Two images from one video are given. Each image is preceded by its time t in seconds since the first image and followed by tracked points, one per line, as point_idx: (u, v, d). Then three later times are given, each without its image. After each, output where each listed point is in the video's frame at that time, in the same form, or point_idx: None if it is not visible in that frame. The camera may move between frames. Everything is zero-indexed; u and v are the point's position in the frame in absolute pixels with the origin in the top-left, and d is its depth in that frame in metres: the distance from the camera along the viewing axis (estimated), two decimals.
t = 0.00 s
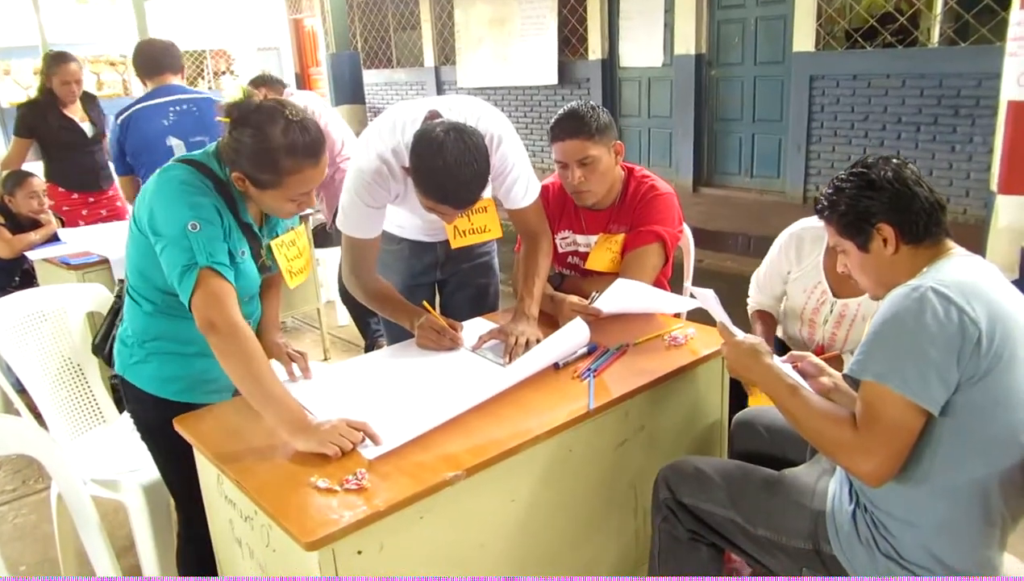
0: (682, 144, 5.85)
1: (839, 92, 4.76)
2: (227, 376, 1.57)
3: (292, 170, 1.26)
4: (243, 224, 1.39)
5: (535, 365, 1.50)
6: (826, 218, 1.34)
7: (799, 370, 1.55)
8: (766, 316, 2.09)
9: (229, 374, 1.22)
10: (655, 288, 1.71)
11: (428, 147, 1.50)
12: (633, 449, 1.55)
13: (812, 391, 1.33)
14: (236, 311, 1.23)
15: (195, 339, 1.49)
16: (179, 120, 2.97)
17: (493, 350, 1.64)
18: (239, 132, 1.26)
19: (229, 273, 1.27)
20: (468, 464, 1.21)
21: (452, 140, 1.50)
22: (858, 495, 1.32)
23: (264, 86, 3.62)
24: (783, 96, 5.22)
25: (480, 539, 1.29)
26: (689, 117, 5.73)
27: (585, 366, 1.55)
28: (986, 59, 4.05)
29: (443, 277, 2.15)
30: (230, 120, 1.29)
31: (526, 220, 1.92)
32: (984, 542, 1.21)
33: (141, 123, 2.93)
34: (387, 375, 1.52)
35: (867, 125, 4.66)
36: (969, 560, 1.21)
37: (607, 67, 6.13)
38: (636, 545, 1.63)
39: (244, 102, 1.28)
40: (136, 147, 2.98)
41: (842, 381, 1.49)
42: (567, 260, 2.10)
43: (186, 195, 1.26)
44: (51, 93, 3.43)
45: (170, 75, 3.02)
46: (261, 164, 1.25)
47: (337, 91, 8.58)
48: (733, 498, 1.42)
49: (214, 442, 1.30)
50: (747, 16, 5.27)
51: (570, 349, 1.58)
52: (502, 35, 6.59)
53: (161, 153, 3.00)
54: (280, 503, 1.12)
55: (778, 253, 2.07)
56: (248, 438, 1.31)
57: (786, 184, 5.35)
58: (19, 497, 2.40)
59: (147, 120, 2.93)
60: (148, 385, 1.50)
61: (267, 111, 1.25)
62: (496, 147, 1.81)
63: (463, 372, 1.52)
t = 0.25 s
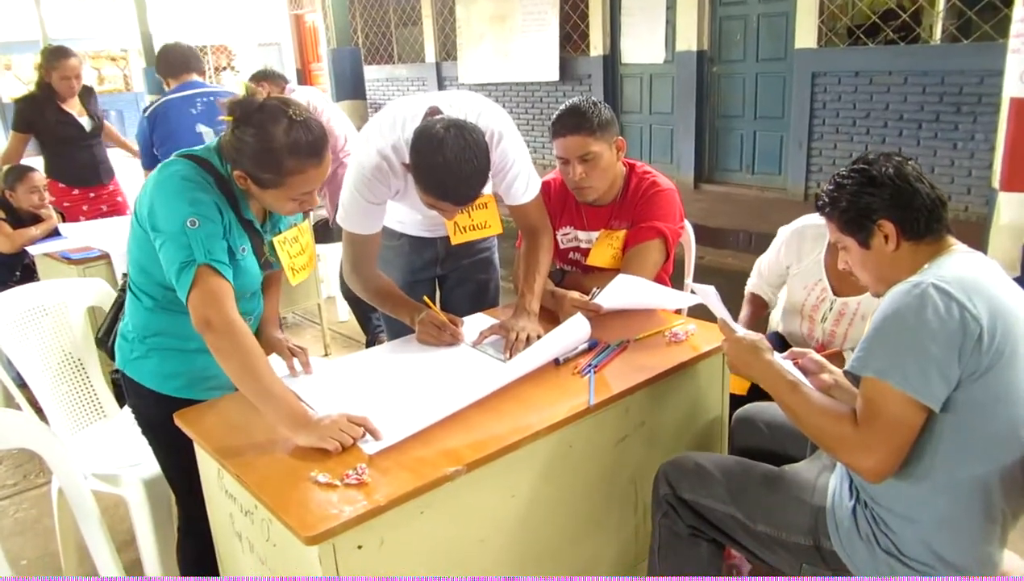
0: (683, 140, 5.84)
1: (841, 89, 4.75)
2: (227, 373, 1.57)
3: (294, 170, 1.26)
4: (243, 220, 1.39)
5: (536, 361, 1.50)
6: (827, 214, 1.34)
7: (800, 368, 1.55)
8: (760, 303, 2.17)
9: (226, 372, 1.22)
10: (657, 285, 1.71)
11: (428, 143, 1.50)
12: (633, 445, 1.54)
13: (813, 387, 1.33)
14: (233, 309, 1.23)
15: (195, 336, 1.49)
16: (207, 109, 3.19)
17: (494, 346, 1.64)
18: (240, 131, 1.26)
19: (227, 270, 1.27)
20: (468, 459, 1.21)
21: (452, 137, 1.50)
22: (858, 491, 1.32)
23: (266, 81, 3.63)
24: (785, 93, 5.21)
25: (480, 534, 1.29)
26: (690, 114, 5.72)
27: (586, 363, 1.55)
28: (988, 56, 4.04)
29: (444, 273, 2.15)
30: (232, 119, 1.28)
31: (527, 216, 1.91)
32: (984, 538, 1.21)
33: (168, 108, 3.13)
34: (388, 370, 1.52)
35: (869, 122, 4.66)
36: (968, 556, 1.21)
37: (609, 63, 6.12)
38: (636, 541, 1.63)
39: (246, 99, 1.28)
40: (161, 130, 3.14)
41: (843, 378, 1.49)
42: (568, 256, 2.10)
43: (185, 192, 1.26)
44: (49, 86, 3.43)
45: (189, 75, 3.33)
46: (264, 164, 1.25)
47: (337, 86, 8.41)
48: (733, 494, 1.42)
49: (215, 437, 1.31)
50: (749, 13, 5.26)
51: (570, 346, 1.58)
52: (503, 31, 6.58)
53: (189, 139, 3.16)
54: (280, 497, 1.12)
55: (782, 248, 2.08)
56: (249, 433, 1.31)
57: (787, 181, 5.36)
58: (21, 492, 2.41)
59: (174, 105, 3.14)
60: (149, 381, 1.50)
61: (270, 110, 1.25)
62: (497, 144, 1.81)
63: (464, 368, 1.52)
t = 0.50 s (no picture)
0: (683, 135, 5.84)
1: (841, 84, 4.74)
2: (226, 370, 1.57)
3: (290, 165, 1.26)
4: (240, 216, 1.39)
5: (536, 355, 1.50)
6: (827, 208, 1.34)
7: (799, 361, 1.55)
8: (759, 295, 2.15)
9: (224, 369, 1.22)
10: (656, 280, 1.71)
11: (426, 138, 1.50)
12: (633, 439, 1.55)
13: (812, 381, 1.33)
14: (230, 306, 1.23)
15: (194, 333, 1.49)
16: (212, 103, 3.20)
17: (494, 341, 1.64)
18: (236, 126, 1.25)
19: (224, 266, 1.27)
20: (468, 453, 1.21)
21: (450, 131, 1.50)
22: (857, 484, 1.32)
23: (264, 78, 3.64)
24: (785, 88, 5.21)
25: (480, 528, 1.29)
26: (690, 109, 5.72)
27: (585, 357, 1.55)
28: (987, 50, 4.03)
29: (443, 269, 2.15)
30: (228, 114, 1.28)
31: (526, 211, 1.91)
32: (983, 531, 1.21)
33: (175, 103, 3.13)
34: (388, 365, 1.52)
35: (869, 116, 4.65)
36: (967, 548, 1.22)
37: (609, 58, 6.11)
38: (636, 536, 1.63)
39: (242, 94, 1.27)
40: (168, 126, 3.13)
41: (843, 371, 1.48)
42: (568, 250, 2.09)
43: (182, 189, 1.25)
44: (48, 84, 3.45)
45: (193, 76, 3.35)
46: (259, 160, 1.25)
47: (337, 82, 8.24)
48: (733, 487, 1.42)
49: (215, 432, 1.31)
50: (749, 8, 5.25)
51: (569, 341, 1.58)
52: (503, 27, 6.57)
53: (196, 131, 3.16)
54: (280, 492, 1.12)
55: (782, 240, 2.08)
56: (249, 428, 1.31)
57: (787, 176, 5.36)
58: (21, 488, 2.41)
59: (181, 101, 3.14)
60: (148, 377, 1.51)
61: (265, 105, 1.24)
62: (495, 138, 1.81)
63: (463, 363, 1.52)
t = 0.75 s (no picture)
0: (682, 131, 5.83)
1: (840, 80, 4.74)
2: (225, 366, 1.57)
3: (286, 161, 1.26)
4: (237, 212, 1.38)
5: (535, 351, 1.50)
6: (825, 205, 1.34)
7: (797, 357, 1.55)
8: (758, 289, 2.15)
9: (223, 365, 1.22)
10: (654, 276, 1.71)
11: (426, 141, 1.49)
12: (632, 435, 1.55)
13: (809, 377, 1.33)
14: (228, 302, 1.23)
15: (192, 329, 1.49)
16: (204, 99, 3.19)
17: (492, 337, 1.65)
18: (233, 122, 1.25)
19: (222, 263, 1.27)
20: (467, 450, 1.21)
21: (450, 136, 1.50)
22: (855, 480, 1.33)
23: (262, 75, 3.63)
24: (784, 84, 5.20)
25: (479, 524, 1.30)
26: (689, 105, 5.71)
27: (584, 354, 1.55)
28: (986, 46, 4.03)
29: (441, 265, 2.15)
30: (224, 110, 1.28)
31: (524, 207, 1.91)
32: (981, 526, 1.21)
33: (165, 102, 3.12)
34: (386, 361, 1.52)
35: (868, 113, 4.65)
36: (964, 544, 1.22)
37: (607, 54, 6.10)
38: (634, 531, 1.64)
39: (238, 91, 1.27)
40: (161, 125, 3.13)
41: (841, 367, 1.49)
42: (566, 247, 2.09)
43: (179, 186, 1.25)
44: (56, 80, 3.44)
45: (187, 75, 3.42)
46: (255, 156, 1.24)
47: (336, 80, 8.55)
48: (731, 483, 1.42)
49: (214, 428, 1.31)
50: (747, 4, 5.24)
51: (567, 337, 1.58)
52: (501, 23, 6.56)
53: (189, 129, 3.15)
54: (279, 488, 1.12)
55: (781, 236, 2.08)
56: (248, 424, 1.31)
57: (786, 172, 5.36)
58: (20, 485, 2.41)
59: (171, 99, 3.13)
60: (146, 374, 1.51)
61: (261, 102, 1.24)
62: (493, 136, 1.81)
63: (461, 359, 1.52)
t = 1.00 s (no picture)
0: (681, 129, 5.83)
1: (838, 78, 4.74)
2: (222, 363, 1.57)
3: (283, 159, 1.26)
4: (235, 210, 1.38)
5: (534, 348, 1.50)
6: (822, 203, 1.34)
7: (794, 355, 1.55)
8: (757, 288, 2.15)
9: (221, 363, 1.22)
10: (652, 273, 1.71)
11: (426, 151, 1.49)
12: (631, 432, 1.55)
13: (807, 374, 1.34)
14: (227, 299, 1.23)
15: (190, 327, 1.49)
16: (198, 96, 3.20)
17: (491, 335, 1.65)
18: (230, 120, 1.25)
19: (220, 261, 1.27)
20: (466, 447, 1.21)
21: (450, 147, 1.50)
22: (853, 477, 1.33)
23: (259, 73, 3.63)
24: (782, 82, 5.20)
25: (478, 521, 1.30)
26: (687, 103, 5.71)
27: (582, 351, 1.56)
28: (984, 43, 4.03)
29: (440, 263, 2.15)
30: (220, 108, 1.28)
31: (522, 205, 1.91)
32: (979, 522, 1.22)
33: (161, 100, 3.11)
34: (385, 359, 1.52)
35: (866, 110, 4.65)
36: (962, 540, 1.22)
37: (605, 52, 6.09)
38: (633, 529, 1.64)
39: (235, 89, 1.27)
40: (157, 123, 3.11)
41: (839, 365, 1.49)
42: (564, 245, 2.09)
43: (176, 184, 1.25)
44: (74, 77, 3.44)
45: (183, 77, 3.42)
46: (252, 154, 1.24)
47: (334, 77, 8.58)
48: (730, 479, 1.43)
49: (212, 426, 1.31)
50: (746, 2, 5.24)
51: (566, 335, 1.58)
52: (499, 21, 6.56)
53: (185, 127, 3.15)
54: (279, 485, 1.12)
55: (780, 235, 2.08)
56: (246, 422, 1.31)
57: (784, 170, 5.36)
58: (18, 483, 2.41)
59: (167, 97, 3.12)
60: (144, 372, 1.51)
61: (258, 100, 1.24)
62: (490, 136, 1.81)
63: (460, 356, 1.53)
